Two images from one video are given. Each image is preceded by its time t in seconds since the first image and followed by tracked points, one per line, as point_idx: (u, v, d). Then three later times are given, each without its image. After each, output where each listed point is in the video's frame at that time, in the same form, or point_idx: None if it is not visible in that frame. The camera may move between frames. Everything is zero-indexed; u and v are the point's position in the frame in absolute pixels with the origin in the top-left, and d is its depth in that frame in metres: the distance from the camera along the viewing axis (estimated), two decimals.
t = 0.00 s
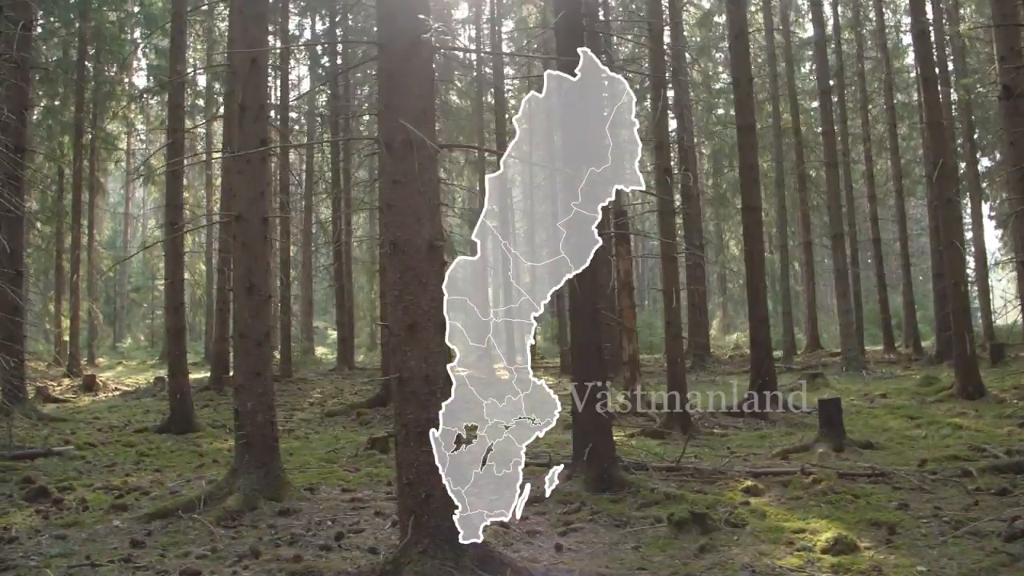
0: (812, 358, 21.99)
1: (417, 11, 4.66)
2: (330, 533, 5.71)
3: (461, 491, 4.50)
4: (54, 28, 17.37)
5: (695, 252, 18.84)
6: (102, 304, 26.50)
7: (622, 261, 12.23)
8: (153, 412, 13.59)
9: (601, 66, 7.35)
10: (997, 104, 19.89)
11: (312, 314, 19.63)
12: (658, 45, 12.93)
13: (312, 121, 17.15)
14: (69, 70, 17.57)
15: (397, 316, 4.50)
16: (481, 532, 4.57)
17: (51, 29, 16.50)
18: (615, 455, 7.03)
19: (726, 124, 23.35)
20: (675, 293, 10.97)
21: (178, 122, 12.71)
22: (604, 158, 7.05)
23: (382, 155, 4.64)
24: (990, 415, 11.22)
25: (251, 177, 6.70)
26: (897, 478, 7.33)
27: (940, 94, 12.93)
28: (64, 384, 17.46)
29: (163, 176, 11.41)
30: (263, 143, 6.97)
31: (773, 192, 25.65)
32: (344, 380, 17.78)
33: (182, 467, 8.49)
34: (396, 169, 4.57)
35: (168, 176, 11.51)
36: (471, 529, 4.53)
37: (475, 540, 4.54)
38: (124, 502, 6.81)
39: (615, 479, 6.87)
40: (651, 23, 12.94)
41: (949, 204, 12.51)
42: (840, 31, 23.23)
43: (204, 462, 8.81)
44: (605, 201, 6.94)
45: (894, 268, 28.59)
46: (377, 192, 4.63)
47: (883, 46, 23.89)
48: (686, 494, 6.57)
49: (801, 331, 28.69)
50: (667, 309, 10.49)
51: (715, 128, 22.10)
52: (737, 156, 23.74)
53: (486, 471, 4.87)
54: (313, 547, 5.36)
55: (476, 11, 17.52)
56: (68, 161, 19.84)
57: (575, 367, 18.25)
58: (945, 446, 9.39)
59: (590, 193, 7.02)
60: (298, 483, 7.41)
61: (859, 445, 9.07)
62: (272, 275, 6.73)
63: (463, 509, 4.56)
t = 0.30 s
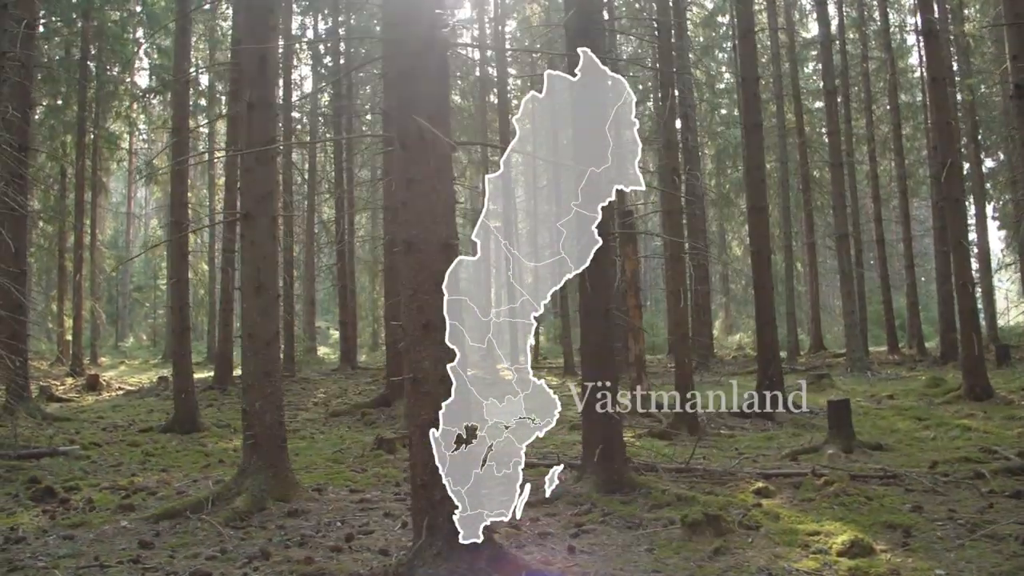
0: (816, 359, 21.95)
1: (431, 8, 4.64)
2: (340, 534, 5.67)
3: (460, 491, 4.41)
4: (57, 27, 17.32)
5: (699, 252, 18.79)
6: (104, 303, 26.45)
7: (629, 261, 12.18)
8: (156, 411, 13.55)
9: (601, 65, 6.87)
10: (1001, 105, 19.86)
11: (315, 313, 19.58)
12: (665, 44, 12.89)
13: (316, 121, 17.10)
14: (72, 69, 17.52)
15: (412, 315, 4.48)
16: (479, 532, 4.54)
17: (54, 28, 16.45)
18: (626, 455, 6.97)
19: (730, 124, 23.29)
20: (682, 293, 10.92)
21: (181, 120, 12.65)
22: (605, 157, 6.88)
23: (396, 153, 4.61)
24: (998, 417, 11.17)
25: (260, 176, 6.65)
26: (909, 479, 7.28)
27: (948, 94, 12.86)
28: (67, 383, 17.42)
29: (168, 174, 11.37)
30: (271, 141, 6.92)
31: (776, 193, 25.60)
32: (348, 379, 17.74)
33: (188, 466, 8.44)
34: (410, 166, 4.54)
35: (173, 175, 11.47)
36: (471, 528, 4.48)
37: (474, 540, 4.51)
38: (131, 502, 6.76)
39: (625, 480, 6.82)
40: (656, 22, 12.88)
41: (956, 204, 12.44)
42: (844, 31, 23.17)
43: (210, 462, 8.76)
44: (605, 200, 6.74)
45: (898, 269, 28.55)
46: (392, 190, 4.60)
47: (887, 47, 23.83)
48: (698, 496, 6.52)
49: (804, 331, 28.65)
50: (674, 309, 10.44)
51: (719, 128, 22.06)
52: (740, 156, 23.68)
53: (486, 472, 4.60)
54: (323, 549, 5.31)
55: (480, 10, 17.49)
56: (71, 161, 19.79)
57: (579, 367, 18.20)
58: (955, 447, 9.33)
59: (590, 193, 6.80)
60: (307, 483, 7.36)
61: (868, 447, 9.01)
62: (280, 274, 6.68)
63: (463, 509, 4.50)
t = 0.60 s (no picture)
0: (821, 360, 21.90)
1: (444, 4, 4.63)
2: (350, 535, 5.61)
3: (463, 492, 4.32)
4: (61, 25, 17.24)
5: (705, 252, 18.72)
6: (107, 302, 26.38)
7: (635, 260, 12.11)
8: (160, 410, 13.49)
9: (601, 64, 6.75)
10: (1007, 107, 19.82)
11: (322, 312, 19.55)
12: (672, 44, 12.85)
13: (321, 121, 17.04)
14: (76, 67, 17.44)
15: (427, 312, 4.46)
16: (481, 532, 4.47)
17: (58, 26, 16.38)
18: (636, 456, 6.90)
19: (734, 125, 23.21)
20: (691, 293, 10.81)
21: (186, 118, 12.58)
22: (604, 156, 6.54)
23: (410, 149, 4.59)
24: (1007, 419, 11.12)
25: (269, 174, 6.59)
26: (922, 482, 7.23)
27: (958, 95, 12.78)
28: (70, 382, 17.36)
29: (173, 173, 11.29)
30: (279, 139, 6.84)
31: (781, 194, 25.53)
32: (352, 379, 17.68)
33: (194, 466, 8.37)
34: (425, 161, 4.53)
35: (178, 173, 11.39)
36: (472, 528, 4.41)
37: (475, 540, 4.44)
38: (138, 502, 6.71)
39: (636, 481, 6.76)
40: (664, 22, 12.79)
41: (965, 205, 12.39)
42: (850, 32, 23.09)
43: (216, 461, 8.69)
44: (606, 200, 6.47)
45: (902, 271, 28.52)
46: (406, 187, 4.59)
47: (893, 48, 23.76)
48: (709, 498, 6.46)
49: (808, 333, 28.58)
50: (682, 308, 10.36)
51: (724, 129, 21.99)
52: (745, 157, 23.61)
53: (486, 473, 4.37)
54: (334, 550, 5.26)
55: (485, 9, 17.42)
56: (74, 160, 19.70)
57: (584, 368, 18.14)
58: (966, 450, 9.27)
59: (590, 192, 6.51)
60: (315, 483, 7.30)
61: (879, 449, 8.95)
62: (289, 273, 6.61)
63: (464, 509, 4.42)
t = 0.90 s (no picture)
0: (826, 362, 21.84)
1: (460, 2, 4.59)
2: (362, 537, 5.55)
3: (460, 490, 4.29)
4: (65, 24, 17.18)
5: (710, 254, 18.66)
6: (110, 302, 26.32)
7: (643, 260, 12.06)
8: (165, 410, 13.44)
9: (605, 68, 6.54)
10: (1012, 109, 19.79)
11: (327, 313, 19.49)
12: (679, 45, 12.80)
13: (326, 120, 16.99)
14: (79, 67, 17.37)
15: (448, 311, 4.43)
16: (481, 532, 4.42)
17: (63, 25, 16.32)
18: (648, 458, 6.84)
19: (739, 126, 23.16)
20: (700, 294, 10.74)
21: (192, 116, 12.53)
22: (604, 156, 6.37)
23: (430, 150, 4.56)
24: (1018, 421, 11.06)
25: (278, 172, 6.53)
26: (937, 485, 7.17)
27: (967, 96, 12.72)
28: (73, 381, 17.29)
29: (179, 172, 11.24)
30: (289, 137, 6.78)
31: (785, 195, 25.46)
32: (356, 380, 17.63)
33: (202, 467, 8.31)
34: (445, 162, 4.51)
35: (184, 172, 11.34)
36: (472, 529, 4.37)
37: (475, 540, 4.39)
38: (146, 503, 6.65)
39: (647, 483, 6.71)
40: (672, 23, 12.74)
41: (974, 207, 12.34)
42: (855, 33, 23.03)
43: (223, 462, 8.63)
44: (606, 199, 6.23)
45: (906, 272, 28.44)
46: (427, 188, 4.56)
47: (898, 49, 23.72)
48: (723, 500, 6.41)
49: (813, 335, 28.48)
50: (692, 309, 10.30)
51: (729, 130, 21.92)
52: (750, 158, 23.54)
53: (485, 474, 4.31)
54: (346, 552, 5.20)
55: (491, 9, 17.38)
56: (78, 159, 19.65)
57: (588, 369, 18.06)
58: (978, 453, 9.21)
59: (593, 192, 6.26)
60: (324, 485, 7.25)
61: (890, 452, 8.89)
62: (299, 272, 6.56)
63: (464, 509, 4.37)
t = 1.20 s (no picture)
0: (831, 364, 21.78)
1: None
2: (374, 541, 5.49)
3: (459, 490, 4.28)
4: (68, 23, 17.12)
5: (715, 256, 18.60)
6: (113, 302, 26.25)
7: (651, 262, 11.99)
8: (169, 411, 13.39)
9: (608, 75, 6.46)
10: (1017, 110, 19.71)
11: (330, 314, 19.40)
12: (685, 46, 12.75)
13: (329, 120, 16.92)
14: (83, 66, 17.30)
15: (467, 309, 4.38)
16: (481, 532, 4.39)
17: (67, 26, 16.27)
18: (661, 460, 6.78)
19: (743, 128, 23.09)
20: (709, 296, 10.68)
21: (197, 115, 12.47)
22: (604, 155, 6.15)
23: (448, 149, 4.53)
24: None
25: (289, 171, 6.47)
26: (951, 488, 7.10)
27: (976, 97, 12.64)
28: (75, 382, 17.23)
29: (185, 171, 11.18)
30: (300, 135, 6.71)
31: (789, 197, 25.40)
32: (360, 381, 17.57)
33: (209, 469, 8.25)
34: (463, 159, 4.48)
35: (190, 172, 11.28)
36: (471, 528, 4.34)
37: (475, 540, 4.36)
38: (153, 505, 6.58)
39: (660, 486, 6.64)
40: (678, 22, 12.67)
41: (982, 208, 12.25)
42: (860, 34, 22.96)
43: (230, 464, 8.57)
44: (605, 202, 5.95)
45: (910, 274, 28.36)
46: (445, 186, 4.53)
47: (902, 50, 23.64)
48: (736, 503, 6.35)
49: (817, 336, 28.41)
50: (701, 310, 10.22)
51: (733, 131, 21.87)
52: (755, 159, 23.48)
53: (485, 473, 4.29)
54: (359, 556, 5.13)
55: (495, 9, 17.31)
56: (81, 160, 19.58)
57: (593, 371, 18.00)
58: (990, 455, 9.13)
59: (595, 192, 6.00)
60: (333, 487, 7.18)
61: (902, 454, 8.81)
62: (309, 272, 6.49)
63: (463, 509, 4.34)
